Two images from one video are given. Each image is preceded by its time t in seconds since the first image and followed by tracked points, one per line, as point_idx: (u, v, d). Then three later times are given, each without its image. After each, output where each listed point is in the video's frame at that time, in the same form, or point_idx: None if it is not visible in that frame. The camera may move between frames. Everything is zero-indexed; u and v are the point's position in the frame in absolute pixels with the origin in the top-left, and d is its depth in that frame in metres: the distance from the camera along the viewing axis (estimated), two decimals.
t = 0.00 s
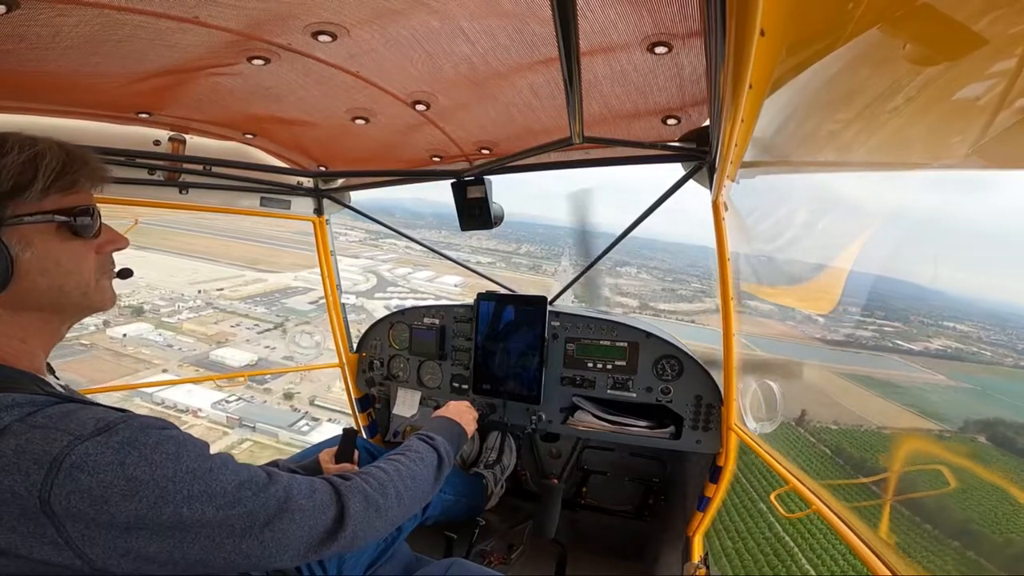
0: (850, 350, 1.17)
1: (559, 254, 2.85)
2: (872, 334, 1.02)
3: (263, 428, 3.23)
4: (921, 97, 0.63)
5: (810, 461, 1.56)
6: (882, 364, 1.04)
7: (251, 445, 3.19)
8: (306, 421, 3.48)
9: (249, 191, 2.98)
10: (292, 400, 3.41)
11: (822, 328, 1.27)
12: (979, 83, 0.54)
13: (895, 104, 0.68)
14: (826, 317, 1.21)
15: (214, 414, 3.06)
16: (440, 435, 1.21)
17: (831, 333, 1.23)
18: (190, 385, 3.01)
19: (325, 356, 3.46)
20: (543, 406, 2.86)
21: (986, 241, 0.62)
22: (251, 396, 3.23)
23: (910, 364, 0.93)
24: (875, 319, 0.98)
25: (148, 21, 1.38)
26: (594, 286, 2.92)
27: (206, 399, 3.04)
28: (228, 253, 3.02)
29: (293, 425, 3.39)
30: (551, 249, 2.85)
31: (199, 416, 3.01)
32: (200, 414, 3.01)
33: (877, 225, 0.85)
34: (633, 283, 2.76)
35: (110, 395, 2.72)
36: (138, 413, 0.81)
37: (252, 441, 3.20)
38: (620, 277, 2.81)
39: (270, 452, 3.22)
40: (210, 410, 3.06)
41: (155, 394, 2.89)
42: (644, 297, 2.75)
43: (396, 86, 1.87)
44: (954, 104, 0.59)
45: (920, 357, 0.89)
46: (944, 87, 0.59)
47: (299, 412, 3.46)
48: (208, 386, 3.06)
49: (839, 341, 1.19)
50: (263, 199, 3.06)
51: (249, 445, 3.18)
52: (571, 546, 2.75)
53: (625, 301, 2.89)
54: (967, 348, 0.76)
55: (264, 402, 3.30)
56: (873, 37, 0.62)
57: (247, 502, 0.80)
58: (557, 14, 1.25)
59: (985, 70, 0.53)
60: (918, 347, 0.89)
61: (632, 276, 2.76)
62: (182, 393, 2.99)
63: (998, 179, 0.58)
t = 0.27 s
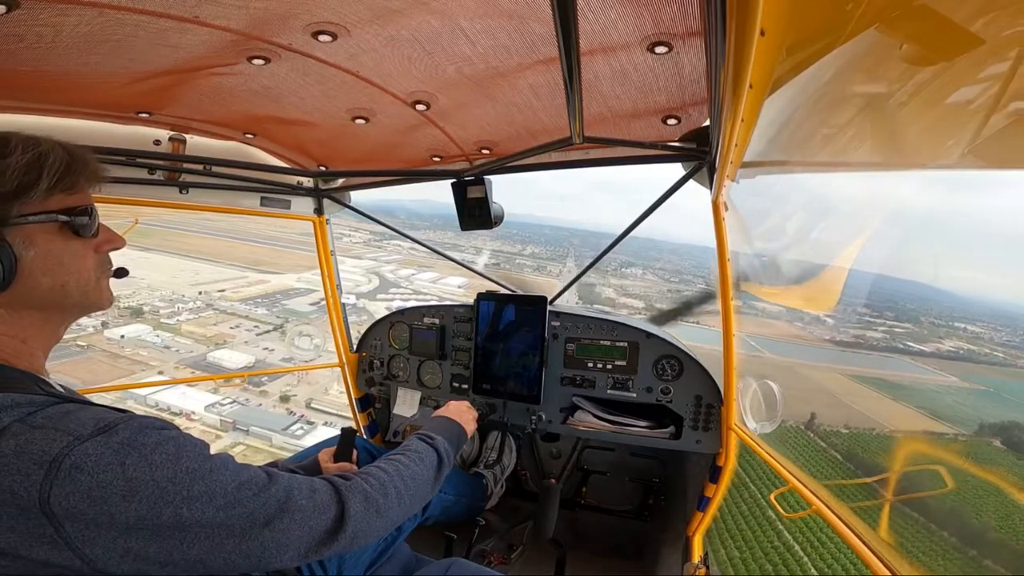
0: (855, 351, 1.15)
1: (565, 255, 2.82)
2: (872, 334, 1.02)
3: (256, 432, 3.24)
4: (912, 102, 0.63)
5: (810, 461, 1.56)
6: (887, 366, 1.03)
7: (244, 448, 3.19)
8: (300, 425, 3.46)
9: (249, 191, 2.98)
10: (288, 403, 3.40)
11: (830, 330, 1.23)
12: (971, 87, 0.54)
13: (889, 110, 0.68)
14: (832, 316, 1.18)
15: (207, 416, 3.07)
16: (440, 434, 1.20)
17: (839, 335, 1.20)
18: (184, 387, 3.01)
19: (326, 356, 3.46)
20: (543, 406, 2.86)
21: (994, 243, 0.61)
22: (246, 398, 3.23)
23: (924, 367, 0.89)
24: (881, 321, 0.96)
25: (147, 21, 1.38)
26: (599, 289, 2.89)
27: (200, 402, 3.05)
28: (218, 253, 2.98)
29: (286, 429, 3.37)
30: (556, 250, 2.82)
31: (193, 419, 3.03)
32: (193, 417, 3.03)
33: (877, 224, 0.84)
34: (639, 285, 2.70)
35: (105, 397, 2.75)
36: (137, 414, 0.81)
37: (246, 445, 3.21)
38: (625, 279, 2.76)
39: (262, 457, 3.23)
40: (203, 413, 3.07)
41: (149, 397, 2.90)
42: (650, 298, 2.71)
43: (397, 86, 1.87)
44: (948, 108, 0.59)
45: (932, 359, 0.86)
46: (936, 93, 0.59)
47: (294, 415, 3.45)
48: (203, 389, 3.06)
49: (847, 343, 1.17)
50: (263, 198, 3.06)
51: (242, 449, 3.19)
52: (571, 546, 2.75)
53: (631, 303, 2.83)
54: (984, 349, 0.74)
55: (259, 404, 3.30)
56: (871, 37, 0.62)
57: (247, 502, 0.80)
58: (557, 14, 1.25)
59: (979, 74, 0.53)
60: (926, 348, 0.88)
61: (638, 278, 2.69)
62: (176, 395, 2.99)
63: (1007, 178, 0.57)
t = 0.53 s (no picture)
0: (861, 352, 1.13)
1: (571, 255, 2.83)
2: (872, 333, 1.02)
3: (250, 434, 3.19)
4: (908, 105, 0.66)
5: (810, 461, 1.56)
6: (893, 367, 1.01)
7: (239, 451, 3.14)
8: (295, 428, 3.40)
9: (249, 191, 2.98)
10: (284, 405, 3.36)
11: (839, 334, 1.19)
12: (964, 91, 0.57)
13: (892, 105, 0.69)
14: (841, 317, 1.13)
15: (200, 418, 3.05)
16: (440, 434, 1.21)
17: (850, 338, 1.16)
18: (177, 389, 2.99)
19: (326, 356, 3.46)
20: (543, 406, 2.86)
21: (993, 242, 0.61)
22: (242, 400, 3.21)
23: (937, 369, 0.86)
24: (896, 322, 0.91)
25: (147, 21, 1.38)
26: (605, 289, 2.90)
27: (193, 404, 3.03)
28: (225, 254, 2.99)
29: (281, 433, 3.32)
30: (561, 250, 2.82)
31: (186, 421, 3.01)
32: (186, 419, 3.01)
33: (878, 223, 0.85)
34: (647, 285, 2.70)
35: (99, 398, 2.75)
36: (138, 416, 0.81)
37: (240, 448, 3.16)
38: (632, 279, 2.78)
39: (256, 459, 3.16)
40: (196, 415, 3.05)
41: (142, 398, 2.89)
42: (658, 300, 2.70)
43: (396, 86, 1.87)
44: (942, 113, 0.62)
45: (946, 361, 0.84)
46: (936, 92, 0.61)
47: (290, 418, 3.39)
48: (197, 390, 3.05)
49: (856, 344, 1.14)
50: (263, 198, 3.06)
51: (237, 452, 3.14)
52: (571, 546, 2.75)
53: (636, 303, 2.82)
54: (995, 352, 0.73)
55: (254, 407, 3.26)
56: (872, 37, 0.62)
57: (248, 505, 0.80)
58: (557, 14, 1.25)
59: (973, 77, 0.55)
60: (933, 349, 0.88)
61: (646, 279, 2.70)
62: (170, 397, 2.98)
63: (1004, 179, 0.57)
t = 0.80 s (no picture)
0: (873, 353, 1.07)
1: (577, 257, 2.81)
2: (872, 333, 1.02)
3: (245, 437, 3.18)
4: (906, 108, 0.67)
5: (811, 461, 1.56)
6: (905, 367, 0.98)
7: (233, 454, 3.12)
8: (291, 431, 3.40)
9: (249, 191, 2.98)
10: (280, 408, 3.37)
11: (848, 333, 1.15)
12: (962, 96, 0.58)
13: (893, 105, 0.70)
14: (852, 317, 1.09)
15: (195, 421, 3.04)
16: (440, 436, 1.21)
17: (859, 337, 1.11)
18: (173, 390, 2.99)
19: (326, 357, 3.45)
20: (543, 406, 2.86)
21: (989, 239, 0.62)
22: (238, 402, 3.22)
23: (952, 371, 0.82)
24: (905, 322, 0.89)
25: (147, 21, 1.38)
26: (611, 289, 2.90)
27: (189, 406, 3.04)
28: (232, 256, 3.02)
29: (276, 436, 3.30)
30: (569, 251, 2.81)
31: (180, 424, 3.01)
32: (180, 421, 3.01)
33: (878, 223, 0.85)
34: (653, 286, 2.66)
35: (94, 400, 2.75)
36: (140, 417, 0.81)
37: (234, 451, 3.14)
38: (638, 279, 2.75)
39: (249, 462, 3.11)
40: (191, 417, 3.04)
41: (136, 401, 2.88)
42: (664, 300, 2.64)
43: (397, 87, 1.87)
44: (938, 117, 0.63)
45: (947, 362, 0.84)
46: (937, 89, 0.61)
47: (286, 421, 3.40)
48: (193, 393, 3.05)
49: (868, 345, 1.09)
50: (263, 198, 3.06)
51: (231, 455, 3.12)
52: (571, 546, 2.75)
53: (643, 304, 2.78)
54: (1008, 352, 0.70)
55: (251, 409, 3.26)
56: (872, 37, 0.62)
57: (249, 506, 0.80)
58: (557, 14, 1.25)
59: (968, 82, 0.57)
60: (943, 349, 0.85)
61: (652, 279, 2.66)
62: (165, 399, 2.98)
63: (1000, 179, 0.58)
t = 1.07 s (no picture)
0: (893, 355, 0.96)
1: (584, 259, 2.79)
2: (871, 333, 1.02)
3: (238, 443, 3.16)
4: (906, 110, 0.67)
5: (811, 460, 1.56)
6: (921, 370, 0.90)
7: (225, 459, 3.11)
8: (285, 437, 3.36)
9: (249, 191, 2.98)
10: (276, 413, 3.33)
11: (867, 333, 1.02)
12: (959, 101, 0.58)
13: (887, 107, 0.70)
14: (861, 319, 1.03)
15: (188, 425, 3.03)
16: (440, 435, 1.21)
17: (874, 338, 1.01)
18: (168, 394, 2.95)
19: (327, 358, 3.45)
20: (543, 406, 2.86)
21: (993, 239, 0.63)
22: (233, 406, 3.18)
23: (964, 372, 0.77)
24: (916, 323, 0.83)
25: (147, 21, 1.38)
26: (616, 291, 2.86)
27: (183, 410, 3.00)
28: (236, 258, 3.03)
29: (270, 442, 3.27)
30: (575, 258, 2.81)
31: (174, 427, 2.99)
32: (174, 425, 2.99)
33: (879, 221, 0.84)
34: (659, 288, 2.60)
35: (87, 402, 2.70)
36: (139, 416, 0.81)
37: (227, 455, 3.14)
38: (644, 281, 2.69)
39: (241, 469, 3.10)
40: (185, 421, 3.02)
41: (129, 404, 2.82)
42: (670, 301, 2.59)
43: (397, 87, 1.87)
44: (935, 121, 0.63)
45: (976, 364, 0.74)
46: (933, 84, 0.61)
47: (281, 426, 3.37)
48: (188, 396, 3.02)
49: (884, 346, 0.99)
50: (263, 198, 3.06)
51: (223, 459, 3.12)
52: (571, 546, 2.75)
53: (648, 305, 2.73)
54: None
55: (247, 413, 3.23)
56: (872, 37, 0.62)
57: (249, 505, 0.80)
58: (557, 13, 1.25)
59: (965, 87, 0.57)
60: (975, 353, 0.73)
61: (657, 280, 2.60)
62: (159, 402, 2.94)
63: (997, 179, 0.59)
